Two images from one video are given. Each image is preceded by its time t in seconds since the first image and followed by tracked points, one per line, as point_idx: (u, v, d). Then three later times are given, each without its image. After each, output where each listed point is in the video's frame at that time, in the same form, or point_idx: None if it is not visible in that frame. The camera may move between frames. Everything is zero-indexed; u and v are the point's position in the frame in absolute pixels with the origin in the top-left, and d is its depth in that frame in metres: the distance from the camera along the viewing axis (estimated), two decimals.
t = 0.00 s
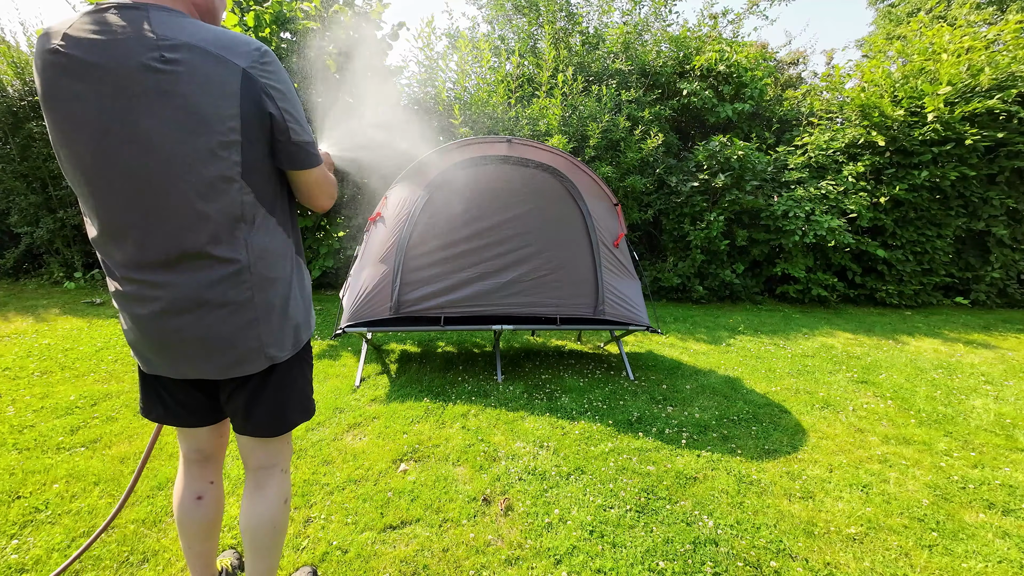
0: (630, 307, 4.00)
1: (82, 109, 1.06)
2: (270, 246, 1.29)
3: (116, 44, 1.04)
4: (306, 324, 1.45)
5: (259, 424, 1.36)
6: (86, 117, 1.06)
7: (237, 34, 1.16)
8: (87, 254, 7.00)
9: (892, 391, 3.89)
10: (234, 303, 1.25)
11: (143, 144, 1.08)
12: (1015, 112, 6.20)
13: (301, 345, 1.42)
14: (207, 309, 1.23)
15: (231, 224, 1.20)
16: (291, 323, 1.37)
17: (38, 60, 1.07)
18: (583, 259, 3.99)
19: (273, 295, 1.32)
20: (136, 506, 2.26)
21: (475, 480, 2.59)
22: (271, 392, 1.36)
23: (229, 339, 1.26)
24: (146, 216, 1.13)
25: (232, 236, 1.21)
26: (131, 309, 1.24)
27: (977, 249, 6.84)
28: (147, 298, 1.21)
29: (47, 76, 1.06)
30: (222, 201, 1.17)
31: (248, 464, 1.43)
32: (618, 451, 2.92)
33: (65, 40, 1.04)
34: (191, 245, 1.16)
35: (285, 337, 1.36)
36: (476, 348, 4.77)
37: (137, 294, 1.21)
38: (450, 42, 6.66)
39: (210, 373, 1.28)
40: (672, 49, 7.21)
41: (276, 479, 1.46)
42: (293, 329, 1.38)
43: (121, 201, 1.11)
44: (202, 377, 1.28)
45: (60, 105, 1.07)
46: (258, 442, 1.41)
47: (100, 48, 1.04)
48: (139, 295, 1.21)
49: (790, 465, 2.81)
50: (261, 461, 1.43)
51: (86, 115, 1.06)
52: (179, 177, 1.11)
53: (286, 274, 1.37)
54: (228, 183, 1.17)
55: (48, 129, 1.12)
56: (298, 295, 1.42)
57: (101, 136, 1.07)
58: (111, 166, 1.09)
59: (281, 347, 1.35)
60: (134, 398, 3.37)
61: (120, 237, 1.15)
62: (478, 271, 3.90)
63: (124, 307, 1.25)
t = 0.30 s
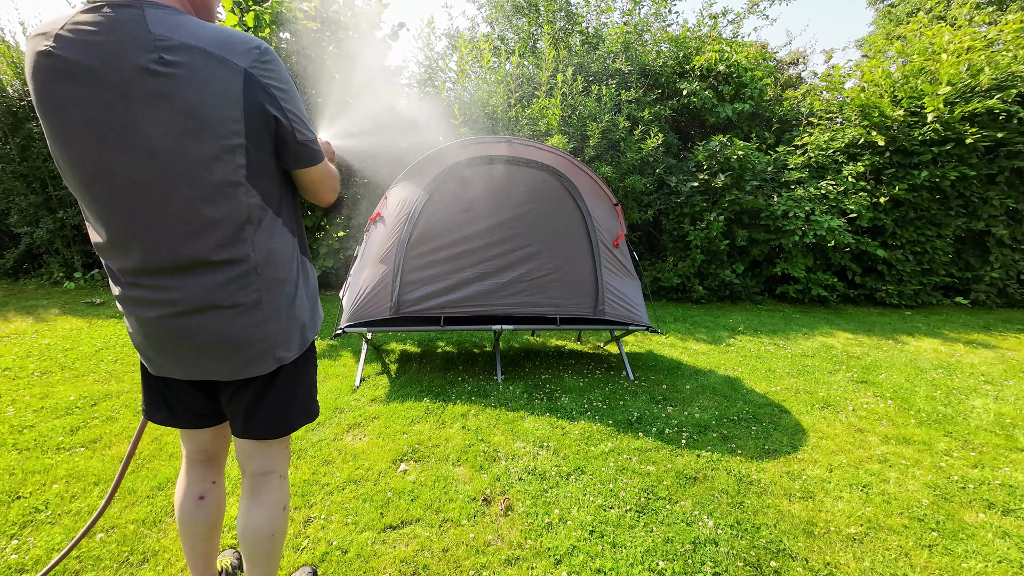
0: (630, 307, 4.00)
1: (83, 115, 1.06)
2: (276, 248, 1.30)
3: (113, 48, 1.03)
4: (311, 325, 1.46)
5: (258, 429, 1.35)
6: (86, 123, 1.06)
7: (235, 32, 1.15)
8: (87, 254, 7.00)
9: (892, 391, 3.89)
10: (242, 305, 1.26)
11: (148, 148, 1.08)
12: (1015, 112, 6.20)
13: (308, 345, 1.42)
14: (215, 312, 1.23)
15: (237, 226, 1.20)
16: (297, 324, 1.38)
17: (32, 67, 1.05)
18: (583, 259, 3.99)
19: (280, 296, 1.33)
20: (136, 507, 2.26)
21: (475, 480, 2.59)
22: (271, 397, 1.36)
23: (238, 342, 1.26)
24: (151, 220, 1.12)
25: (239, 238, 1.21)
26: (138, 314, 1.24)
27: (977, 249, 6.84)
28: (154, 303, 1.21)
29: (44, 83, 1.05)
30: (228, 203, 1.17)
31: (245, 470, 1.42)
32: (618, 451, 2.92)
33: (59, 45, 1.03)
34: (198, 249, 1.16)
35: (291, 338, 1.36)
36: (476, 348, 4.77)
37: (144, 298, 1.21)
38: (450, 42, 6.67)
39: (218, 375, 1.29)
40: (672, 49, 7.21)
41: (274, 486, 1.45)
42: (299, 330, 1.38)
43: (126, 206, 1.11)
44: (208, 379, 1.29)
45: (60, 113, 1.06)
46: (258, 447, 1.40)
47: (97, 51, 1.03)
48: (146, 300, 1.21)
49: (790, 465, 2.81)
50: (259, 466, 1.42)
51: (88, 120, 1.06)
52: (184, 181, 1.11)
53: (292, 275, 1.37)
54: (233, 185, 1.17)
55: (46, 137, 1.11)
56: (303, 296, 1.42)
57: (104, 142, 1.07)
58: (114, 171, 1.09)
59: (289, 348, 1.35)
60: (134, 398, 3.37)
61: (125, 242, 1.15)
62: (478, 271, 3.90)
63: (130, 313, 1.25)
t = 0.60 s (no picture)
0: (630, 307, 4.00)
1: (84, 116, 1.06)
2: (277, 250, 1.30)
3: (114, 50, 1.03)
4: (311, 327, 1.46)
5: (259, 428, 1.36)
6: (87, 124, 1.06)
7: (238, 34, 1.16)
8: (87, 254, 7.00)
9: (892, 390, 3.89)
10: (243, 307, 1.25)
11: (150, 150, 1.08)
12: (1015, 112, 6.21)
13: (309, 346, 1.42)
14: (216, 313, 1.23)
15: (239, 228, 1.20)
16: (299, 325, 1.38)
17: (31, 67, 1.05)
18: (583, 258, 3.99)
19: (281, 298, 1.33)
20: (136, 507, 2.26)
21: (475, 480, 2.60)
22: (271, 397, 1.36)
23: (239, 343, 1.26)
24: (151, 222, 1.12)
25: (240, 240, 1.21)
26: (138, 315, 1.24)
27: (977, 249, 6.84)
28: (155, 304, 1.21)
29: (44, 85, 1.05)
30: (229, 205, 1.17)
31: (246, 469, 1.42)
32: (618, 451, 2.92)
33: (58, 46, 1.03)
34: (199, 250, 1.16)
35: (293, 339, 1.36)
36: (476, 348, 4.77)
37: (144, 300, 1.21)
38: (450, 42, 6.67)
39: (219, 377, 1.28)
40: (672, 49, 7.22)
41: (275, 484, 1.45)
42: (300, 332, 1.39)
43: (126, 207, 1.11)
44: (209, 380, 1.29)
45: (59, 113, 1.06)
46: (258, 447, 1.40)
47: (98, 53, 1.03)
48: (146, 302, 1.21)
49: (790, 465, 2.82)
50: (259, 466, 1.42)
51: (88, 121, 1.06)
52: (186, 183, 1.11)
53: (293, 277, 1.37)
54: (235, 187, 1.17)
55: (45, 138, 1.11)
56: (304, 298, 1.42)
57: (104, 143, 1.07)
58: (115, 173, 1.09)
59: (290, 349, 1.35)
60: (134, 398, 3.37)
61: (124, 243, 1.15)
62: (478, 271, 3.89)
63: (130, 315, 1.25)
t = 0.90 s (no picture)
0: (630, 307, 4.00)
1: (81, 116, 1.06)
2: (274, 250, 1.30)
3: (112, 50, 1.04)
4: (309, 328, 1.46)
5: (259, 428, 1.36)
6: (85, 123, 1.06)
7: (235, 33, 1.16)
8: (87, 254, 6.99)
9: (892, 390, 3.89)
10: (242, 307, 1.26)
11: (148, 149, 1.08)
12: (1015, 112, 6.21)
13: (307, 346, 1.42)
14: (215, 313, 1.23)
15: (237, 228, 1.20)
16: (297, 326, 1.39)
17: (29, 67, 1.05)
18: (583, 258, 3.99)
19: (280, 298, 1.33)
20: (136, 507, 2.26)
21: (475, 480, 2.60)
22: (271, 399, 1.36)
23: (238, 343, 1.26)
24: (150, 222, 1.12)
25: (239, 240, 1.21)
26: (137, 315, 1.24)
27: (977, 249, 6.84)
28: (153, 304, 1.21)
29: (42, 85, 1.05)
30: (227, 204, 1.17)
31: (245, 470, 1.42)
32: (618, 451, 2.92)
33: (57, 46, 1.03)
34: (197, 250, 1.16)
35: (291, 340, 1.36)
36: (476, 348, 4.77)
37: (142, 300, 1.21)
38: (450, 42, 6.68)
39: (218, 377, 1.28)
40: (672, 49, 7.22)
41: (275, 484, 1.45)
42: (299, 332, 1.39)
43: (125, 207, 1.11)
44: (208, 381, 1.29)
45: (58, 113, 1.06)
46: (257, 447, 1.40)
47: (96, 53, 1.03)
48: (145, 302, 1.21)
49: (790, 465, 2.82)
50: (258, 466, 1.42)
51: (86, 121, 1.06)
52: (185, 183, 1.11)
53: (291, 277, 1.37)
54: (233, 187, 1.17)
55: (43, 138, 1.11)
56: (302, 299, 1.43)
57: (103, 143, 1.07)
58: (113, 172, 1.08)
59: (289, 349, 1.35)
60: (134, 398, 3.37)
61: (123, 243, 1.14)
62: (479, 271, 3.89)
63: (129, 315, 1.25)
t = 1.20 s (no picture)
0: (630, 307, 4.00)
1: (77, 116, 1.05)
2: (273, 249, 1.30)
3: (107, 49, 1.03)
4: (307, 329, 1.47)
5: (259, 429, 1.36)
6: (81, 122, 1.06)
7: (231, 32, 1.15)
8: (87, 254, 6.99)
9: (892, 390, 3.89)
10: (241, 307, 1.26)
11: (145, 150, 1.08)
12: (1014, 112, 6.21)
13: (306, 346, 1.42)
14: (213, 313, 1.23)
15: (235, 227, 1.20)
16: (295, 326, 1.39)
17: (25, 67, 1.05)
18: (583, 258, 3.99)
19: (278, 298, 1.33)
20: (136, 507, 2.26)
21: (475, 480, 2.60)
22: (270, 399, 1.36)
23: (237, 343, 1.26)
24: (149, 221, 1.12)
25: (237, 240, 1.21)
26: (134, 316, 1.23)
27: (977, 249, 6.85)
28: (151, 305, 1.20)
29: (39, 85, 1.05)
30: (225, 204, 1.17)
31: (243, 470, 1.42)
32: (618, 451, 2.92)
33: (52, 44, 1.03)
34: (195, 249, 1.16)
35: (290, 341, 1.36)
36: (476, 348, 4.77)
37: (139, 300, 1.20)
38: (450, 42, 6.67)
39: (216, 378, 1.29)
40: (671, 49, 7.22)
41: (274, 485, 1.45)
42: (298, 331, 1.39)
43: (123, 207, 1.11)
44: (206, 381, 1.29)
45: (54, 113, 1.06)
46: (257, 448, 1.40)
47: (91, 52, 1.03)
48: (143, 302, 1.21)
49: (790, 465, 2.82)
50: (257, 467, 1.42)
51: (83, 120, 1.06)
52: (182, 183, 1.11)
53: (289, 277, 1.37)
54: (231, 187, 1.17)
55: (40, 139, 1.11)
56: (300, 299, 1.43)
57: (100, 143, 1.07)
58: (111, 172, 1.08)
59: (287, 350, 1.35)
60: (134, 398, 3.37)
61: (121, 243, 1.14)
62: (478, 271, 3.89)
63: (127, 315, 1.24)
